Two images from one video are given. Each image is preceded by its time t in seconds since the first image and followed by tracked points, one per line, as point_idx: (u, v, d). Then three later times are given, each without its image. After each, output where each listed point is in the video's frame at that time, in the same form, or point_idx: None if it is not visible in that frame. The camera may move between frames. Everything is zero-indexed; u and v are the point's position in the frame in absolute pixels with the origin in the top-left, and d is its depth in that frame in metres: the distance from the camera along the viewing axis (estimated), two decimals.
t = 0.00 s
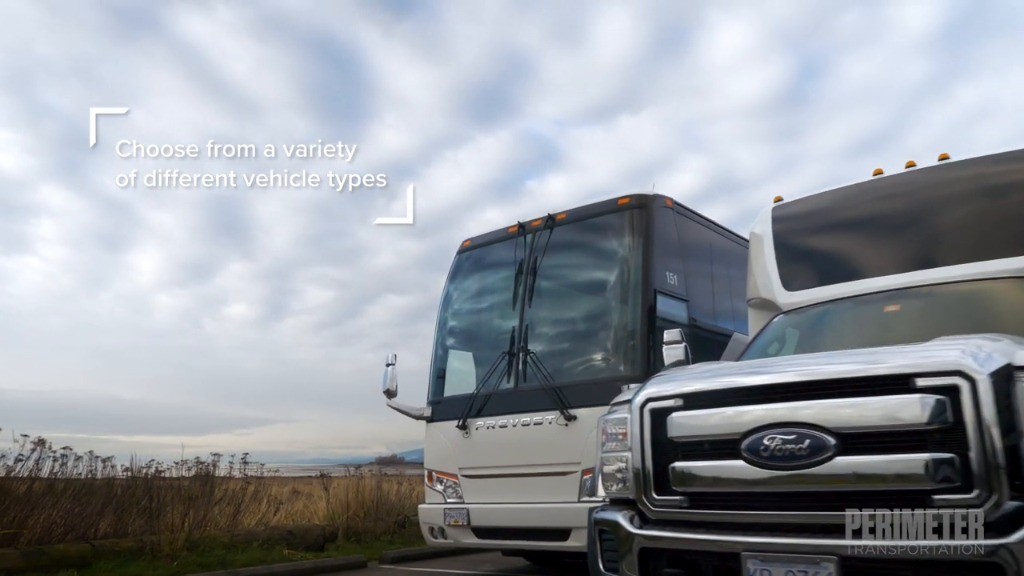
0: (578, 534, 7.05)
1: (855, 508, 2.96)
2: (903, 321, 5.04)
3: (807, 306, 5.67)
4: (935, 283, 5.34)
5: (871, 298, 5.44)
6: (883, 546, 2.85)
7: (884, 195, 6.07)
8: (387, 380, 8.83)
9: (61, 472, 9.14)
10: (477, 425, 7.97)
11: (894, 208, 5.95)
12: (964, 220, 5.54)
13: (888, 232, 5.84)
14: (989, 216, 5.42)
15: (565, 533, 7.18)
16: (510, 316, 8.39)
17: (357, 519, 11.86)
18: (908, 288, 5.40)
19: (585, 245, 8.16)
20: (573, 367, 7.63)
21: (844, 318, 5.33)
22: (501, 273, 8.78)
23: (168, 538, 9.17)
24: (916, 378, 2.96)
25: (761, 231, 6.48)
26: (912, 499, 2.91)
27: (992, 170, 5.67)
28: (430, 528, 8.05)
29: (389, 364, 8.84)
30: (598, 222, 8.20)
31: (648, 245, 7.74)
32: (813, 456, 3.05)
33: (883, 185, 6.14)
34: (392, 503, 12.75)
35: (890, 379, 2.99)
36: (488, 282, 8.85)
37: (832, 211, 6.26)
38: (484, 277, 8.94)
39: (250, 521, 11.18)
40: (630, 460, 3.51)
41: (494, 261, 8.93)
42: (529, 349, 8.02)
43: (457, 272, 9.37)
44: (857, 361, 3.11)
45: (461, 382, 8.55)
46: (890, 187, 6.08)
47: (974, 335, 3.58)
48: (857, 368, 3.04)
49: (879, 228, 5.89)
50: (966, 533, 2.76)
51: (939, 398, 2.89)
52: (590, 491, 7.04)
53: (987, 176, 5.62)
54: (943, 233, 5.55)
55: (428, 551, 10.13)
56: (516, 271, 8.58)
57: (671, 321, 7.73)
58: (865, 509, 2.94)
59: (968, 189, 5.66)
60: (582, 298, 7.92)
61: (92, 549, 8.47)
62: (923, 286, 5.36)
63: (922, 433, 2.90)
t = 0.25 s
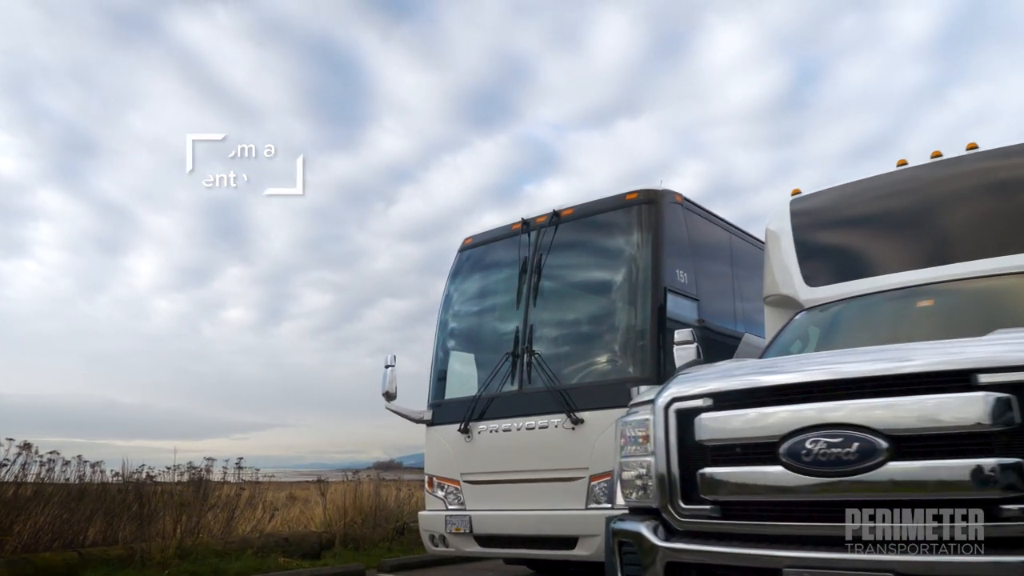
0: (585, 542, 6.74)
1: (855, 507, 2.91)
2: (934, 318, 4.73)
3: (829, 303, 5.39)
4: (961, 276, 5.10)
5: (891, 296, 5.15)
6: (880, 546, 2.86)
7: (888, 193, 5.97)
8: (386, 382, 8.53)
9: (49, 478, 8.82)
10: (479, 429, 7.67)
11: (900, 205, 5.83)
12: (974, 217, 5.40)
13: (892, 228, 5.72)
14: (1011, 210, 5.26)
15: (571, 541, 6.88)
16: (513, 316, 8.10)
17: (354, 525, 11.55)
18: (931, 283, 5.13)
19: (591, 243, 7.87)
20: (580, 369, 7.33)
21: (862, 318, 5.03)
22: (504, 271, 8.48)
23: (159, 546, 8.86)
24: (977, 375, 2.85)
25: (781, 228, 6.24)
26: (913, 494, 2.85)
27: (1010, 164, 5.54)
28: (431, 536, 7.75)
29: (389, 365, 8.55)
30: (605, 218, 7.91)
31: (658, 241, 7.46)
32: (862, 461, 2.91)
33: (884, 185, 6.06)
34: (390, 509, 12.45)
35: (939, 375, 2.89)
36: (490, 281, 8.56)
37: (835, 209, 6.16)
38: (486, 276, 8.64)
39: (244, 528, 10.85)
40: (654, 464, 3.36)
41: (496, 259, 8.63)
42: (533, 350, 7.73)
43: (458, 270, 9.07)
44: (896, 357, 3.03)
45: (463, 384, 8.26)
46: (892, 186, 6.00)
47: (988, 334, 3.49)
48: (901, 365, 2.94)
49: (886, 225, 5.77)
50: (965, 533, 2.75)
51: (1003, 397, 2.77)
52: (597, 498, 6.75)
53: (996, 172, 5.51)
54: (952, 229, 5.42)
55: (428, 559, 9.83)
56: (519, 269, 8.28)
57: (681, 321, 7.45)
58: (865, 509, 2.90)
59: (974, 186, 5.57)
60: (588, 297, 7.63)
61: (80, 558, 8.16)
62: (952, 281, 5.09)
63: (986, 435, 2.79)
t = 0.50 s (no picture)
0: (593, 550, 6.45)
1: (855, 507, 2.81)
2: (970, 313, 4.43)
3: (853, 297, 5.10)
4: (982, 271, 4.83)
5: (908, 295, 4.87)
6: (880, 546, 2.77)
7: (889, 191, 5.85)
8: (386, 383, 8.25)
9: (36, 482, 8.52)
10: (482, 432, 7.38)
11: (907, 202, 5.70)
12: (979, 216, 5.27)
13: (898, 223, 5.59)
14: None
15: (579, 549, 6.58)
16: (517, 315, 7.81)
17: (352, 532, 11.25)
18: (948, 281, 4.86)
19: (598, 238, 7.58)
20: (586, 369, 7.05)
21: (878, 319, 4.74)
22: (507, 268, 8.20)
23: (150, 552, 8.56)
24: None
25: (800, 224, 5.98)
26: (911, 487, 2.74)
27: None
28: (431, 543, 7.46)
29: (389, 366, 8.27)
30: (612, 213, 7.63)
31: (668, 236, 7.18)
32: (922, 467, 2.72)
33: (897, 182, 5.84)
34: (388, 514, 12.15)
35: (975, 375, 2.77)
36: (493, 279, 8.27)
37: (847, 206, 5.91)
38: (488, 273, 8.35)
39: (239, 534, 10.55)
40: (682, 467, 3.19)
41: (499, 255, 8.35)
42: (538, 350, 7.44)
43: (459, 268, 8.79)
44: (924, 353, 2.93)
45: (465, 386, 7.97)
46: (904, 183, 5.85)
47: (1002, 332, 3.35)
48: (948, 362, 2.81)
49: (888, 221, 5.64)
50: (966, 533, 2.65)
51: None
52: (606, 504, 6.45)
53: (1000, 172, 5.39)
54: (961, 228, 5.26)
55: (428, 567, 9.54)
56: (524, 266, 7.99)
57: (692, 319, 7.17)
58: (866, 509, 2.79)
59: (976, 185, 5.47)
60: (595, 294, 7.35)
61: (67, 565, 7.86)
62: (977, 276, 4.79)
63: None
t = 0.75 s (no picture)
0: (602, 559, 6.15)
1: (855, 507, 2.69)
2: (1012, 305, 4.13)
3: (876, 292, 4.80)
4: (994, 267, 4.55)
5: (922, 294, 4.60)
6: (880, 546, 2.64)
7: (898, 185, 5.57)
8: (384, 385, 7.95)
9: (20, 487, 8.22)
10: (485, 435, 7.09)
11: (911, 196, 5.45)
12: (997, 208, 4.99)
13: (902, 219, 5.35)
14: None
15: (586, 558, 6.30)
16: (522, 313, 7.53)
17: (349, 537, 10.93)
18: (962, 276, 4.57)
19: (606, 234, 7.31)
20: (594, 369, 6.76)
21: (890, 322, 4.45)
22: (510, 266, 7.92)
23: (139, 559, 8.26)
24: None
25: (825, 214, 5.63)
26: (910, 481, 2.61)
27: None
28: (432, 551, 7.17)
29: (387, 366, 7.97)
30: (619, 207, 7.36)
31: (679, 231, 6.91)
32: (999, 473, 2.45)
33: (922, 169, 5.53)
34: (386, 518, 11.85)
35: (1006, 374, 2.55)
36: (496, 276, 7.99)
37: (869, 195, 5.61)
38: (491, 271, 8.07)
39: (233, 540, 10.24)
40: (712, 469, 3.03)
41: (502, 252, 8.07)
42: (544, 349, 7.15)
43: (461, 265, 8.50)
44: (954, 349, 2.72)
45: (467, 387, 7.68)
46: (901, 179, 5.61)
47: (1019, 327, 3.15)
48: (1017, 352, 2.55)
49: (888, 217, 5.40)
50: (966, 534, 2.49)
51: None
52: (615, 510, 6.17)
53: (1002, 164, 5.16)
54: (994, 215, 4.95)
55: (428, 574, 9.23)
56: (528, 262, 7.71)
57: (704, 317, 6.89)
58: (865, 508, 2.67)
59: (976, 181, 5.25)
60: (603, 292, 7.07)
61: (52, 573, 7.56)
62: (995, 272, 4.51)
63: None
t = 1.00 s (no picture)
0: (611, 568, 5.86)
1: (855, 507, 2.63)
2: None
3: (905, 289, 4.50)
4: (1010, 262, 4.22)
5: (935, 296, 4.30)
6: (879, 547, 2.57)
7: (923, 171, 5.26)
8: (381, 386, 7.65)
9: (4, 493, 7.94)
10: (488, 438, 6.79)
11: (919, 189, 5.15)
12: None
13: (909, 212, 5.03)
14: None
15: (594, 567, 6.00)
16: (526, 311, 7.23)
17: (346, 543, 10.63)
18: (1001, 266, 4.26)
19: (614, 229, 7.03)
20: (603, 369, 6.46)
21: (908, 327, 4.12)
22: (513, 263, 7.63)
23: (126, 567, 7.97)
24: None
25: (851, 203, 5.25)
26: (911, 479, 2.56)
27: None
28: (432, 559, 6.87)
29: (385, 367, 7.67)
30: (628, 201, 7.08)
31: (691, 225, 6.62)
32: None
33: (950, 155, 5.21)
34: (384, 524, 11.54)
35: None
36: (499, 273, 7.70)
37: (893, 182, 5.29)
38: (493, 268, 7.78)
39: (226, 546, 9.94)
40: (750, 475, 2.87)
41: (506, 248, 7.78)
42: (550, 349, 6.85)
43: (462, 262, 8.21)
44: (1018, 338, 2.50)
45: (469, 388, 7.38)
46: (901, 176, 5.33)
47: None
48: None
49: (914, 203, 5.08)
50: (966, 534, 2.40)
51: None
52: (624, 517, 5.88)
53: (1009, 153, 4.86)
54: None
55: None
56: (532, 259, 7.42)
57: (717, 315, 6.61)
58: (865, 508, 2.61)
59: (976, 176, 4.95)
60: (611, 289, 6.79)
61: None
62: None
63: None
